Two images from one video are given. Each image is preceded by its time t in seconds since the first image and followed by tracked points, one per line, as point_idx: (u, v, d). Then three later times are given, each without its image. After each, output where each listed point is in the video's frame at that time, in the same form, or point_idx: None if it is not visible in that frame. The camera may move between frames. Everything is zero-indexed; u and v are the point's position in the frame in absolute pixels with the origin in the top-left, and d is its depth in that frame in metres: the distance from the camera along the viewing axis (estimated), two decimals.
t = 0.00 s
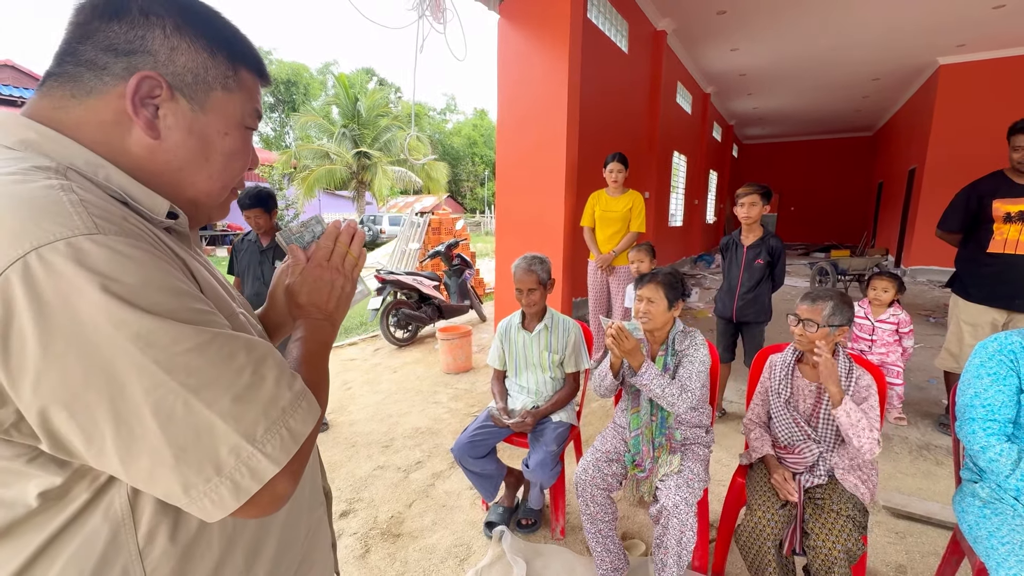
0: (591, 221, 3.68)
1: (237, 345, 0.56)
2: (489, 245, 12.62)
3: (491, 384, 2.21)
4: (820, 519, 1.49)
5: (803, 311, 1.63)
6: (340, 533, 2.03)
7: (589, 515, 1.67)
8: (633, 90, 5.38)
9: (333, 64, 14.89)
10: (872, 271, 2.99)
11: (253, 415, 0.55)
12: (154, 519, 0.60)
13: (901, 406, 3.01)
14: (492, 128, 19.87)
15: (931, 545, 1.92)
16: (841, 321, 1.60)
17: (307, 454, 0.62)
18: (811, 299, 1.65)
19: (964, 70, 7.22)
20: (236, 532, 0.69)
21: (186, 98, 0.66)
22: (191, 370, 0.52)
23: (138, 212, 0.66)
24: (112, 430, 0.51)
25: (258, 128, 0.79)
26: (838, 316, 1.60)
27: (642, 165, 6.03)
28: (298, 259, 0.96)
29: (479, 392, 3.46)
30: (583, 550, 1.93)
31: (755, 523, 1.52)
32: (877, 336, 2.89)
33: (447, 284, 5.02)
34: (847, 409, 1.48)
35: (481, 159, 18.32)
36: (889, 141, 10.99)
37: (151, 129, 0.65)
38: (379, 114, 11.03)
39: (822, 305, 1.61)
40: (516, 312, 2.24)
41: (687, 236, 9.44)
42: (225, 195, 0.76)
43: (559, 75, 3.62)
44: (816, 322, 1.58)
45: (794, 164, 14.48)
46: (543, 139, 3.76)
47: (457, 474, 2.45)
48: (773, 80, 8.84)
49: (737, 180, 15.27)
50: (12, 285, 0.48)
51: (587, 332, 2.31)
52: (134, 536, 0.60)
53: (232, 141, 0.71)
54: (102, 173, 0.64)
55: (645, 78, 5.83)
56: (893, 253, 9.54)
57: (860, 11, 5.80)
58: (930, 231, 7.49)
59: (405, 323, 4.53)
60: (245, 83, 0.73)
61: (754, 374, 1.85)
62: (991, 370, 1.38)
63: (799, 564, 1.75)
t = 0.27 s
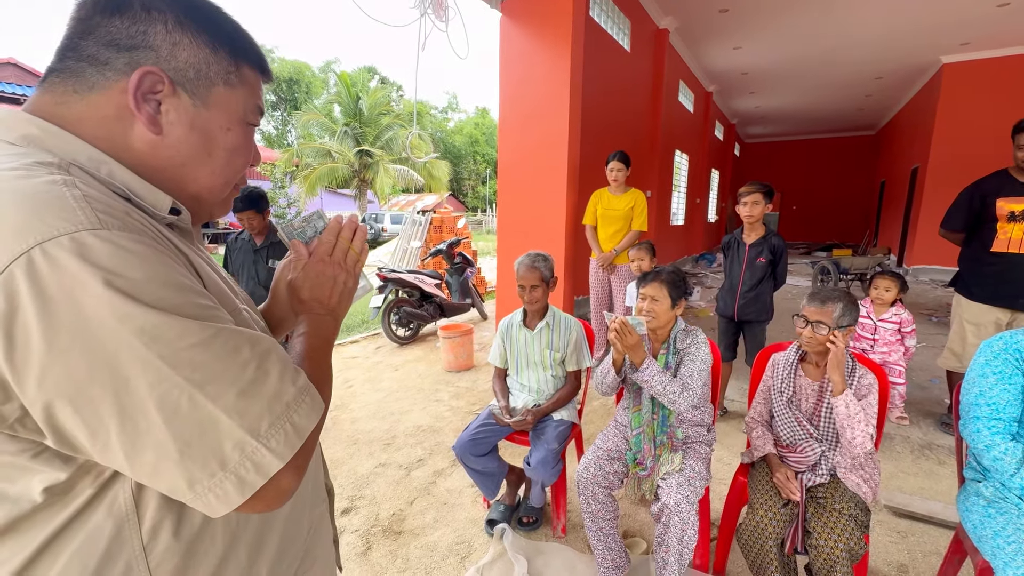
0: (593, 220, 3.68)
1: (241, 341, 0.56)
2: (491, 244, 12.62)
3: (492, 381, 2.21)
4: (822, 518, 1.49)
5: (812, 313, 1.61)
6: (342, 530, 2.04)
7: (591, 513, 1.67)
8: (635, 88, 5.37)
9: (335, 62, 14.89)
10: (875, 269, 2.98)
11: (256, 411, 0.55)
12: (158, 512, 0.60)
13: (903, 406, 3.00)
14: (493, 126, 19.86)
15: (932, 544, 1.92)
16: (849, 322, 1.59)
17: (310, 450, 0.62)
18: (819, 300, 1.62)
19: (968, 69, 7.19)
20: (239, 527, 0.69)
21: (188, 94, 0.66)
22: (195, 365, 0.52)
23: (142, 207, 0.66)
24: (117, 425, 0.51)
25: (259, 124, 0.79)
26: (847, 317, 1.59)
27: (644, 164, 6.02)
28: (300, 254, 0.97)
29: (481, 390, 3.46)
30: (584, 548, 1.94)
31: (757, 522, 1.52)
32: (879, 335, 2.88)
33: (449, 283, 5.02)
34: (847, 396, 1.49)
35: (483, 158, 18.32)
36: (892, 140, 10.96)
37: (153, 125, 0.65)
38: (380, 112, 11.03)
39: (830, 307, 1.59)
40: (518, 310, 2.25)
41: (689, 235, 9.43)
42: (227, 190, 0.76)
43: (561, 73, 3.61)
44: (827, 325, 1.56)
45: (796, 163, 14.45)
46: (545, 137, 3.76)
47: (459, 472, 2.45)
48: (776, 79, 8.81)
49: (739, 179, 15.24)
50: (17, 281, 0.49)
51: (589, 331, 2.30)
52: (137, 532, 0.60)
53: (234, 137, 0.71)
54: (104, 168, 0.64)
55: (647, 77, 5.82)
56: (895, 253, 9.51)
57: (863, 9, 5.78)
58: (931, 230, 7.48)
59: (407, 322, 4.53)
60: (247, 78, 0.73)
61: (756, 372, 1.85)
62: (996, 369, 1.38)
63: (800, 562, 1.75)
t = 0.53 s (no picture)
0: (595, 218, 3.67)
1: (243, 340, 0.56)
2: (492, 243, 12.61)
3: (493, 380, 2.21)
4: (824, 518, 1.48)
5: (817, 313, 1.60)
6: (343, 528, 2.04)
7: (592, 512, 1.66)
8: (638, 86, 5.35)
9: (337, 60, 14.88)
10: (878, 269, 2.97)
11: (256, 411, 0.55)
12: (158, 511, 0.60)
13: (906, 406, 2.99)
14: (495, 125, 19.84)
15: (935, 545, 1.91)
16: (855, 323, 1.57)
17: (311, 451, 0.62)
18: (825, 300, 1.60)
19: (973, 68, 7.15)
20: (240, 528, 0.69)
21: (192, 90, 0.65)
22: (196, 364, 0.52)
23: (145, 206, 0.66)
24: (116, 423, 0.51)
25: (264, 121, 0.78)
26: (852, 318, 1.57)
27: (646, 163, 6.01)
28: (305, 255, 0.97)
29: (482, 389, 3.46)
30: (585, 547, 1.93)
31: (759, 522, 1.52)
32: (882, 335, 2.86)
33: (450, 281, 5.01)
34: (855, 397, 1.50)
35: (485, 156, 18.30)
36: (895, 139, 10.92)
37: (157, 120, 0.64)
38: (382, 110, 11.02)
39: (836, 308, 1.57)
40: (520, 308, 2.24)
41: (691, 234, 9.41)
42: (231, 187, 0.76)
43: (563, 71, 3.60)
44: (832, 325, 1.54)
45: (799, 162, 14.40)
46: (547, 135, 3.75)
47: (460, 470, 2.45)
48: (779, 78, 8.78)
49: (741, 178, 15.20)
50: (18, 276, 0.48)
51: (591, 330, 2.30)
52: (138, 530, 0.59)
53: (238, 134, 0.71)
54: (107, 165, 0.63)
55: (650, 75, 5.80)
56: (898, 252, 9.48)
57: (868, 7, 5.75)
58: (934, 230, 7.45)
59: (408, 320, 4.53)
60: (251, 75, 0.72)
61: (759, 372, 1.84)
62: (1003, 368, 1.36)
63: (802, 563, 1.74)
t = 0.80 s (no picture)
0: (596, 217, 3.66)
1: (242, 339, 0.55)
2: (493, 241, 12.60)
3: (493, 378, 2.21)
4: (825, 518, 1.48)
5: (820, 312, 1.58)
6: (343, 526, 2.04)
7: (592, 511, 1.66)
8: (640, 85, 5.34)
9: (338, 58, 14.87)
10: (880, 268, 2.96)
11: (254, 411, 0.54)
12: (155, 510, 0.60)
13: (907, 406, 2.99)
14: (496, 123, 19.82)
15: (936, 545, 1.91)
16: (858, 323, 1.56)
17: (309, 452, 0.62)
18: (828, 300, 1.59)
19: (977, 66, 7.11)
20: (240, 528, 0.69)
21: (194, 86, 0.65)
22: (194, 363, 0.51)
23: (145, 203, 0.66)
24: (114, 421, 0.51)
25: (266, 119, 0.78)
26: (856, 318, 1.56)
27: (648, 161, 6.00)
28: (307, 256, 0.97)
29: (482, 387, 3.46)
30: (585, 546, 1.93)
31: (759, 521, 1.51)
32: (884, 335, 2.85)
33: (451, 279, 5.01)
34: (856, 399, 1.49)
35: (486, 154, 18.30)
36: (898, 138, 10.88)
37: (159, 117, 0.64)
38: (383, 108, 11.01)
39: (840, 308, 1.56)
40: (520, 307, 2.24)
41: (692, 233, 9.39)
42: (233, 185, 0.75)
43: (565, 69, 3.59)
44: (836, 325, 1.53)
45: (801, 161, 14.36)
46: (549, 133, 3.74)
47: (460, 468, 2.45)
48: (781, 76, 8.75)
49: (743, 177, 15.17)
50: (17, 272, 0.48)
51: (591, 329, 2.29)
52: (136, 529, 0.59)
53: (240, 131, 0.70)
54: (108, 161, 0.63)
55: (652, 74, 5.79)
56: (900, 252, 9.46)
57: (872, 5, 5.72)
58: (937, 229, 7.42)
59: (409, 318, 4.53)
60: (254, 72, 0.72)
61: (760, 371, 1.83)
62: (1004, 368, 1.36)
63: (803, 562, 1.74)
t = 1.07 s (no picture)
0: (597, 216, 3.66)
1: (240, 340, 0.55)
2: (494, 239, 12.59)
3: (493, 376, 2.21)
4: (825, 518, 1.47)
5: (822, 312, 1.57)
6: (342, 525, 2.04)
7: (591, 510, 1.66)
8: (641, 83, 5.32)
9: (338, 56, 14.84)
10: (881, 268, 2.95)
11: (251, 412, 0.54)
12: (152, 510, 0.60)
13: (908, 406, 2.98)
14: (497, 121, 19.80)
15: (936, 546, 1.90)
16: (859, 322, 1.56)
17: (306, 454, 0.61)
18: (831, 300, 1.59)
19: (980, 65, 7.09)
20: (238, 529, 0.69)
21: (195, 85, 0.64)
22: (191, 363, 0.51)
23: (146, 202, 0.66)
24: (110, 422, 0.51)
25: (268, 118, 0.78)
26: (858, 317, 1.55)
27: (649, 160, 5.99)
28: (308, 256, 0.97)
29: (482, 386, 3.46)
30: (584, 545, 1.93)
31: (759, 521, 1.51)
32: (885, 335, 2.85)
33: (452, 278, 5.00)
34: (859, 401, 1.47)
35: (487, 152, 18.29)
36: (900, 137, 10.86)
37: (160, 116, 0.63)
38: (384, 106, 11.00)
39: (843, 306, 1.55)
40: (520, 306, 2.23)
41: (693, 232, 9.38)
42: (234, 184, 0.75)
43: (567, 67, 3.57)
44: (838, 324, 1.52)
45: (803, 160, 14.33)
46: (550, 132, 3.73)
47: (460, 467, 2.45)
48: (783, 75, 8.73)
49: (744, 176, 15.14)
50: (14, 271, 0.48)
51: (591, 328, 2.29)
52: (133, 529, 0.59)
53: (241, 130, 0.70)
54: (107, 160, 0.62)
55: (653, 72, 5.78)
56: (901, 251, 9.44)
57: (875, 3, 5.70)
58: (938, 229, 7.41)
59: (409, 316, 4.53)
60: (256, 71, 0.72)
61: (760, 371, 1.83)
62: (1004, 370, 1.35)
63: (802, 563, 1.74)
